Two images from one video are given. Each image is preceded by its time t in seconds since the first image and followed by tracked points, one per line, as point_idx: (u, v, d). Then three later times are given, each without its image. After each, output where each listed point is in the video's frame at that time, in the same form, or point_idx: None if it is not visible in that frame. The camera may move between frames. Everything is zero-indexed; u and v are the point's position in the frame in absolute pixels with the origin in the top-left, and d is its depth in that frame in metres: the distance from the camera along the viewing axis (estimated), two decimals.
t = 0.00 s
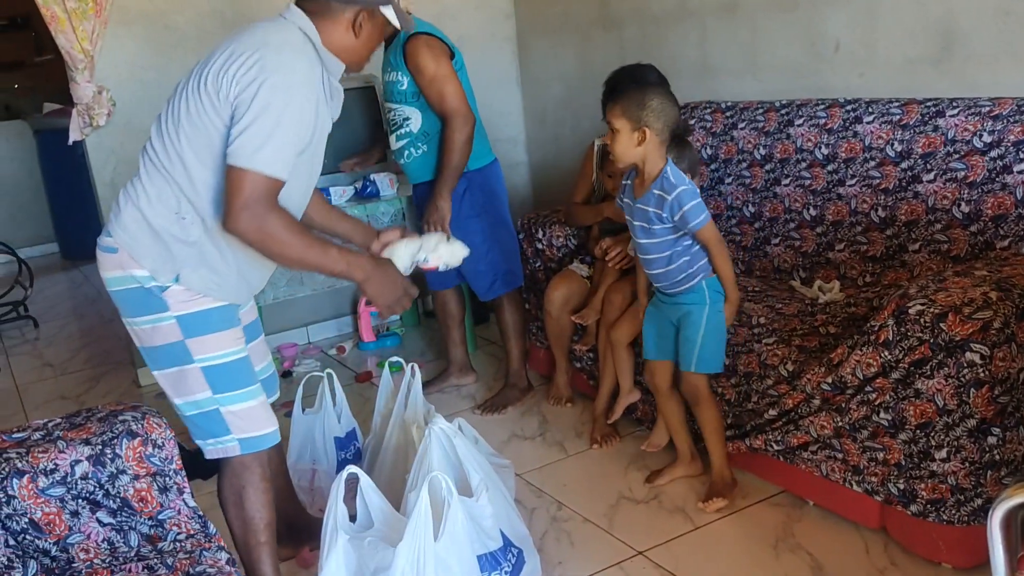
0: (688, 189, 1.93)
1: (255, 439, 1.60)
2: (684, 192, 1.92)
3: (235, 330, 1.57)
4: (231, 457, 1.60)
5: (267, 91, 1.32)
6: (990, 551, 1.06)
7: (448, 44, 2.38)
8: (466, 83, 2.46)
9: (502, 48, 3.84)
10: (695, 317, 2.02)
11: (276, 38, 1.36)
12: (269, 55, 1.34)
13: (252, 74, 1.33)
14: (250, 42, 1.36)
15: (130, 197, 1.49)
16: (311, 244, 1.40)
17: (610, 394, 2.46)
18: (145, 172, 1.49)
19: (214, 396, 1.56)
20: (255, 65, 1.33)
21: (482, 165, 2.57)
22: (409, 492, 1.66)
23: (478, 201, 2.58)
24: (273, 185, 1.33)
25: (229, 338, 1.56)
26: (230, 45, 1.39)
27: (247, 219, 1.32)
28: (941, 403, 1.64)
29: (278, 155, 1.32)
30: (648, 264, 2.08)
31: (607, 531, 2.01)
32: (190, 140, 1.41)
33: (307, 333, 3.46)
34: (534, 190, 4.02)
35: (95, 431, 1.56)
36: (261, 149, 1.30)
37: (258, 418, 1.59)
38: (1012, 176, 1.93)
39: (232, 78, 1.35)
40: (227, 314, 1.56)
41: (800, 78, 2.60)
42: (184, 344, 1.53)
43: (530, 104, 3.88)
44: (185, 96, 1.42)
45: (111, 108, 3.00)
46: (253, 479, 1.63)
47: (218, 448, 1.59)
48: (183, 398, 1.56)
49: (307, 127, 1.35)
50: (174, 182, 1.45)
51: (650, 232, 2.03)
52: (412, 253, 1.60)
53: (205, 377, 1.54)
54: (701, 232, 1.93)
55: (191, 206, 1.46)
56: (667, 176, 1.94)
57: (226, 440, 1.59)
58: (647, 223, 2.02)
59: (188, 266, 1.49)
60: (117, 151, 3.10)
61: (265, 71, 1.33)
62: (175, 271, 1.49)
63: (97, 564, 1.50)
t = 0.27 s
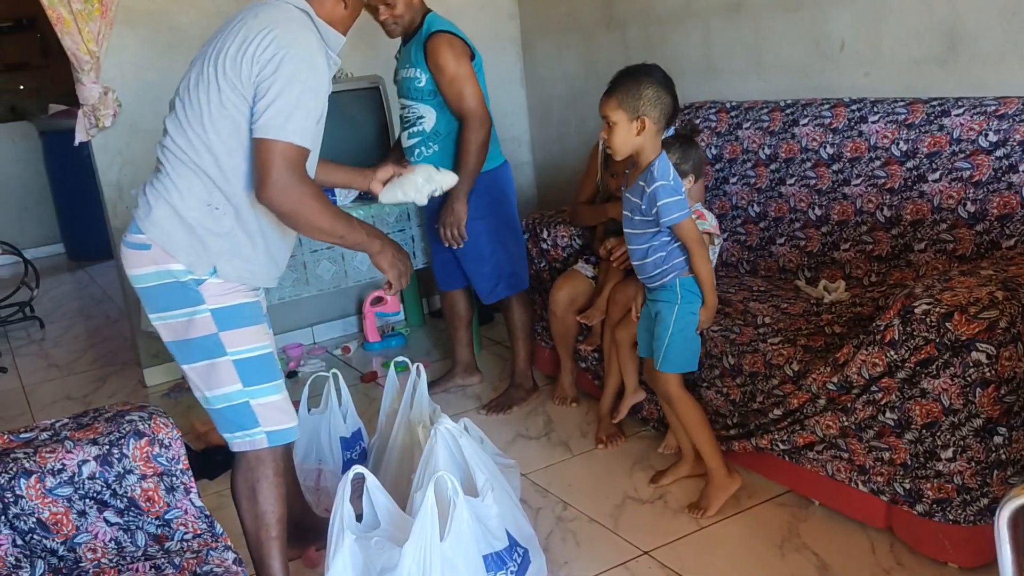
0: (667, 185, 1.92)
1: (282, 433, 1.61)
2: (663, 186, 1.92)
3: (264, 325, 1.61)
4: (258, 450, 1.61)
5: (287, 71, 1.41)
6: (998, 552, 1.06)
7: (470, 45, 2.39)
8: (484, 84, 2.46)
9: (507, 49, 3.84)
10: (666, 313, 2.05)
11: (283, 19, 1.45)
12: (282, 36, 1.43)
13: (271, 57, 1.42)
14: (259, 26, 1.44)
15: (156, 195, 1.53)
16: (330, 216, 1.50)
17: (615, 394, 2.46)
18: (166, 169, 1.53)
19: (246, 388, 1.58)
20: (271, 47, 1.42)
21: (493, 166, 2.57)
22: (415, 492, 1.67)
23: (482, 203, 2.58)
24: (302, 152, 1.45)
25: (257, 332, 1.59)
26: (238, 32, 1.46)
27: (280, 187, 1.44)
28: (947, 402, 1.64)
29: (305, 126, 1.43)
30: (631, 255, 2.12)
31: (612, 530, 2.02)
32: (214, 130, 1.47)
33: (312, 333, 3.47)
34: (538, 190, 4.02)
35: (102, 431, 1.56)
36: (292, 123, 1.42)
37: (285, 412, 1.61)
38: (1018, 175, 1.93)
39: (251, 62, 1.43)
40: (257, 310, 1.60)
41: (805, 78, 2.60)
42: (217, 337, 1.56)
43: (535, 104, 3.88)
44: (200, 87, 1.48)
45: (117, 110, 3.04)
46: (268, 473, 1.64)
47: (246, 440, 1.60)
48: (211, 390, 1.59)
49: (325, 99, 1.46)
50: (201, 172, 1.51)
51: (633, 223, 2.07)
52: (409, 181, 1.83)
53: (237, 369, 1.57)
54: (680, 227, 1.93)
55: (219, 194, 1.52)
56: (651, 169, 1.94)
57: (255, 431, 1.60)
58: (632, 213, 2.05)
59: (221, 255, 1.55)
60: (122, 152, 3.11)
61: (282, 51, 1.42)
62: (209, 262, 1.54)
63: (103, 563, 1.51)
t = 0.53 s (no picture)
0: (689, 184, 1.92)
1: (287, 429, 1.63)
2: (684, 185, 1.92)
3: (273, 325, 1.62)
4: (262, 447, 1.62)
5: (301, 64, 1.44)
6: (1003, 550, 1.06)
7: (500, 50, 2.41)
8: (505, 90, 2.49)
9: (510, 49, 3.84)
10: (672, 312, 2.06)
11: (290, 14, 1.46)
12: (291, 30, 1.45)
13: (284, 52, 1.44)
14: (267, 21, 1.46)
15: (171, 194, 1.53)
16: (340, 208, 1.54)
17: (619, 394, 2.47)
18: (180, 167, 1.53)
19: (256, 386, 1.59)
20: (282, 41, 1.44)
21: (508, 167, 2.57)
22: (420, 492, 1.67)
23: (499, 202, 2.58)
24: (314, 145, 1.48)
25: (268, 332, 1.60)
26: (246, 28, 1.47)
27: (294, 180, 1.46)
28: (952, 402, 1.64)
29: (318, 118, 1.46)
30: (636, 251, 2.11)
31: (616, 530, 2.02)
32: (228, 126, 1.48)
33: (316, 334, 3.47)
34: (542, 191, 4.03)
35: (108, 431, 1.57)
36: (307, 115, 1.45)
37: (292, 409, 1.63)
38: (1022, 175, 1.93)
39: (262, 57, 1.44)
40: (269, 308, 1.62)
41: (809, 78, 2.60)
42: (231, 333, 1.57)
43: (538, 105, 3.89)
44: (211, 85, 1.48)
45: (121, 111, 3.04)
46: (269, 470, 1.64)
47: (251, 437, 1.60)
48: (216, 387, 1.59)
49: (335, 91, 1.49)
50: (217, 169, 1.52)
51: (643, 219, 2.05)
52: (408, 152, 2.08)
53: (247, 367, 1.58)
54: (692, 228, 1.94)
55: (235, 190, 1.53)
56: (674, 168, 1.94)
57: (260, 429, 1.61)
58: (642, 209, 2.04)
59: (240, 250, 1.56)
60: (127, 153, 3.12)
61: (292, 45, 1.44)
62: (228, 258, 1.55)
63: (109, 563, 1.52)
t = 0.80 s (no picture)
0: (705, 186, 1.91)
1: (288, 432, 1.64)
2: (700, 186, 1.91)
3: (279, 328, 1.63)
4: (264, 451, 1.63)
5: (306, 69, 1.45)
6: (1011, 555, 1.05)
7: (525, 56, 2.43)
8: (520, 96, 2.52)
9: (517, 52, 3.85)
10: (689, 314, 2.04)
11: (297, 20, 1.47)
12: (298, 35, 1.46)
13: (289, 58, 1.45)
14: (274, 26, 1.47)
15: (177, 196, 1.53)
16: (340, 214, 1.54)
17: (624, 397, 2.46)
18: (187, 170, 1.54)
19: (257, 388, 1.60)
20: (288, 46, 1.45)
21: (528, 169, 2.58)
22: (426, 494, 1.67)
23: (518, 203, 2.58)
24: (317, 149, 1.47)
25: (273, 335, 1.61)
26: (254, 33, 1.48)
27: (297, 182, 1.46)
28: (958, 406, 1.64)
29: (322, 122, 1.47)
30: (650, 251, 2.10)
31: (622, 533, 2.02)
32: (235, 129, 1.49)
33: (322, 336, 3.48)
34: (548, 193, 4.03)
35: (116, 433, 1.58)
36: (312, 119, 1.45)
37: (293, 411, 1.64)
38: None
39: (269, 62, 1.45)
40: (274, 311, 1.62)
41: (816, 81, 2.60)
42: (235, 335, 1.57)
43: (545, 108, 3.89)
44: (218, 88, 1.49)
45: (129, 114, 3.05)
46: (272, 472, 1.64)
47: (252, 440, 1.62)
48: (221, 388, 1.60)
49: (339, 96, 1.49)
50: (223, 171, 1.52)
51: (657, 220, 2.05)
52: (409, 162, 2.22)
53: (251, 369, 1.58)
54: (706, 231, 1.93)
55: (240, 193, 1.54)
56: (690, 169, 1.93)
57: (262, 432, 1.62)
58: (658, 210, 2.04)
59: (245, 253, 1.56)
60: (135, 155, 3.13)
61: (298, 50, 1.45)
62: (233, 260, 1.55)
63: (116, 565, 1.51)
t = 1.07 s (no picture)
0: (717, 188, 1.90)
1: (292, 437, 1.64)
2: (713, 188, 1.90)
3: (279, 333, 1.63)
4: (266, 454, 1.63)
5: (297, 81, 1.42)
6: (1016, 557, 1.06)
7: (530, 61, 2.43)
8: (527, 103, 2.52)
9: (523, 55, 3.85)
10: (707, 316, 2.01)
11: (294, 30, 1.46)
12: (293, 45, 1.44)
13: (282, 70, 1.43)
14: (273, 35, 1.46)
15: (177, 202, 1.55)
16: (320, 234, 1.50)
17: (631, 400, 2.46)
18: (186, 175, 1.55)
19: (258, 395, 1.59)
20: (281, 56, 1.43)
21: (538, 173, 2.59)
22: (432, 497, 1.67)
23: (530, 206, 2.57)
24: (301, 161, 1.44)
25: (273, 341, 1.60)
26: (254, 42, 1.48)
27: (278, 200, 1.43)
28: (966, 411, 1.63)
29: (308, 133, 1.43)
30: (667, 254, 2.10)
31: (628, 537, 2.01)
32: (228, 136, 1.48)
33: (328, 339, 3.48)
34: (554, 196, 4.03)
35: (122, 435, 1.58)
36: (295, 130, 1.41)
37: (295, 416, 1.64)
38: None
39: (262, 69, 1.44)
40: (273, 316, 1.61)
41: (823, 84, 2.60)
42: (234, 341, 1.57)
43: (551, 111, 3.90)
44: (217, 95, 1.50)
45: (137, 116, 3.06)
46: (277, 475, 1.64)
47: (256, 445, 1.62)
48: (222, 394, 1.60)
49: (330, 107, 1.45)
50: (217, 178, 1.52)
51: (673, 222, 2.05)
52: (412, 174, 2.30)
53: (251, 376, 1.58)
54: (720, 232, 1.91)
55: (233, 199, 1.53)
56: (702, 171, 1.93)
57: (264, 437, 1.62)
58: (672, 213, 2.04)
59: (239, 261, 1.55)
60: (143, 157, 3.14)
61: (290, 58, 1.43)
62: (228, 267, 1.55)
63: (122, 567, 1.51)
